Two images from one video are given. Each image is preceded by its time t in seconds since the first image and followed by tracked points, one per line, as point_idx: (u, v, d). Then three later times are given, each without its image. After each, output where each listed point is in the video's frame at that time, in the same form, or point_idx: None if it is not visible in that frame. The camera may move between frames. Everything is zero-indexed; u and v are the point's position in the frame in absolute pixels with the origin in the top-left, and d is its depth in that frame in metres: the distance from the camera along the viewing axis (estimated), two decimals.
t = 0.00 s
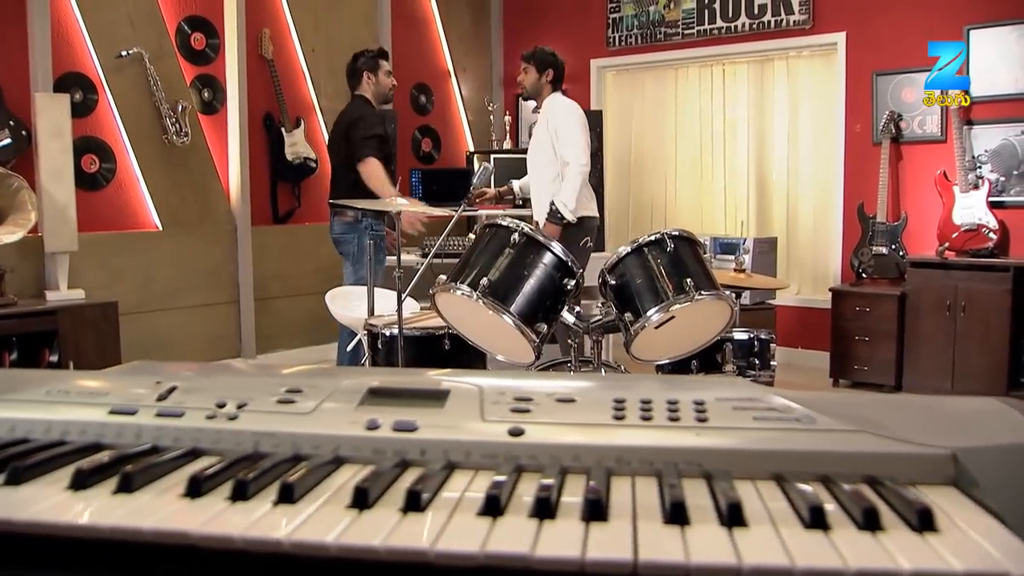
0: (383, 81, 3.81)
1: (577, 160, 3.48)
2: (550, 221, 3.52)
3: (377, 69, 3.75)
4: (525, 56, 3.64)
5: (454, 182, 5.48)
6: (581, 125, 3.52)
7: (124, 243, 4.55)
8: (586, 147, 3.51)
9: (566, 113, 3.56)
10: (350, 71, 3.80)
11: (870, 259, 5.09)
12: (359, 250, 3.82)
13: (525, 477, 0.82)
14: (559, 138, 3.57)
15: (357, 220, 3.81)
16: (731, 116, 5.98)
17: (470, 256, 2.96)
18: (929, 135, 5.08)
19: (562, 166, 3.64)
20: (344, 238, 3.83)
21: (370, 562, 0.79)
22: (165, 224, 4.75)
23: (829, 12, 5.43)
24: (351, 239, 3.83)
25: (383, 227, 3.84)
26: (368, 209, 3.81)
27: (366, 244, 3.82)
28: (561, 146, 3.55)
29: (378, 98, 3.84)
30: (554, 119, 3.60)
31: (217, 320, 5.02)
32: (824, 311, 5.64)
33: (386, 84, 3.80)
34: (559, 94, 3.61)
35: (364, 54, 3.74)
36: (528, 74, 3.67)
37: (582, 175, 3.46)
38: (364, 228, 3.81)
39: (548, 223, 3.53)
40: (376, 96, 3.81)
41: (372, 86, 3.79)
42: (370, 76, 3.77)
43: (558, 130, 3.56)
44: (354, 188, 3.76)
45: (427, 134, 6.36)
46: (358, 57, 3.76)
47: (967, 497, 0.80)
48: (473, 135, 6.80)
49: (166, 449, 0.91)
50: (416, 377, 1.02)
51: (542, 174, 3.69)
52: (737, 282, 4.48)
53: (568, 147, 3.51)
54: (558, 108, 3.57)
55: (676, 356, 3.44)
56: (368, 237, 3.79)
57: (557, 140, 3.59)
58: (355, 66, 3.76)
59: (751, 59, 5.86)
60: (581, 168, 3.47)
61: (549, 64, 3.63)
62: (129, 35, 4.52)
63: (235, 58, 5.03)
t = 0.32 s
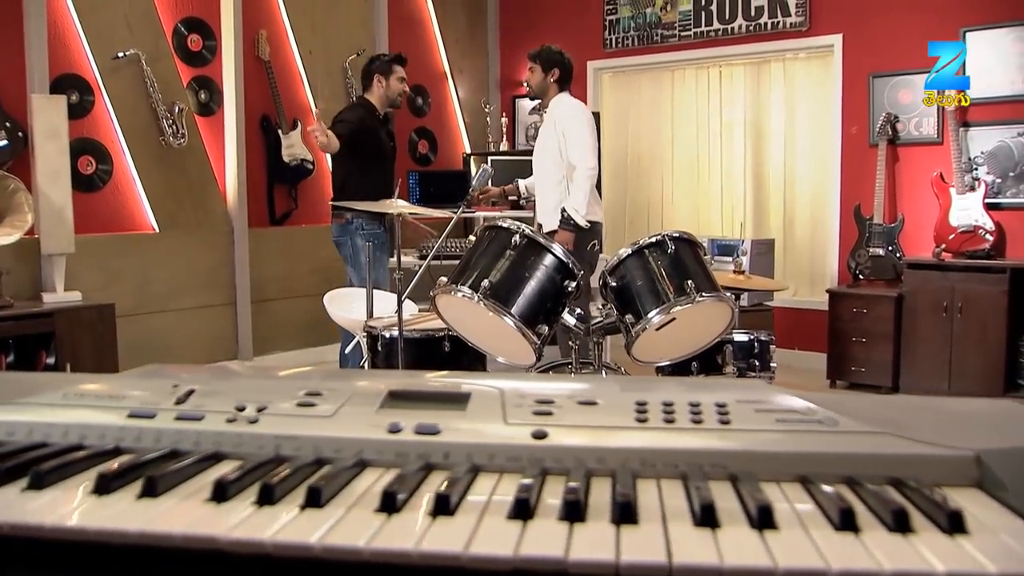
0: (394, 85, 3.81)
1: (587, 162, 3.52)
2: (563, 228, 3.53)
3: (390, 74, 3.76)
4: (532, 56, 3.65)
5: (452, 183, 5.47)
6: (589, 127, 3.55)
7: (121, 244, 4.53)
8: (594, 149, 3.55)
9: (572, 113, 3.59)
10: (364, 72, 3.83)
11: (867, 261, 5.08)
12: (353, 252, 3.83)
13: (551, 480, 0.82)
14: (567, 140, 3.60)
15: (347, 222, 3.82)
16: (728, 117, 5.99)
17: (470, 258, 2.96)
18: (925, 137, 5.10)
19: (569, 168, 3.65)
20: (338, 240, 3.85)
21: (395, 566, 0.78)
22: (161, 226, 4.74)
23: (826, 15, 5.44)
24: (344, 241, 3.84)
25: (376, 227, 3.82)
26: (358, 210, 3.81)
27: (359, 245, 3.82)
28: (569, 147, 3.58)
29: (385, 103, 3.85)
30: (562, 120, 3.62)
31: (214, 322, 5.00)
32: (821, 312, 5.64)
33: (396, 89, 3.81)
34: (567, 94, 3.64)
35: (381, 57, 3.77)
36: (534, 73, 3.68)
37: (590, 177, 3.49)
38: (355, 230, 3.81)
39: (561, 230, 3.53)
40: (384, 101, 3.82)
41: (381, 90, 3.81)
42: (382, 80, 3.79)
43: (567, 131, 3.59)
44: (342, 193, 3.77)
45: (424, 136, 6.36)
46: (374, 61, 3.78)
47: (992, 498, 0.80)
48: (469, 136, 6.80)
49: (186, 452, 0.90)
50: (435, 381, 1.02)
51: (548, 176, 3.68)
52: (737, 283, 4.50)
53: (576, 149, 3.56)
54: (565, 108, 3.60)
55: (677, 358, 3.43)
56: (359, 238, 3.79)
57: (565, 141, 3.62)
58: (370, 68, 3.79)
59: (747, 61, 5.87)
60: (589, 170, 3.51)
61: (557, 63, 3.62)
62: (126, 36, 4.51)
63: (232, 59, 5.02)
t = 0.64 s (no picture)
0: (395, 84, 3.81)
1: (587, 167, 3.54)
2: (570, 236, 3.45)
3: (389, 73, 3.76)
4: (534, 56, 3.65)
5: (450, 185, 5.47)
6: (590, 131, 3.56)
7: (117, 247, 4.52)
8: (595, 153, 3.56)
9: (573, 117, 3.59)
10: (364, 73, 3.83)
11: (864, 263, 5.10)
12: (359, 254, 3.83)
13: (577, 483, 0.82)
14: (568, 143, 3.60)
15: (354, 223, 3.82)
16: (725, 120, 5.99)
17: (470, 261, 2.95)
18: (922, 139, 5.11)
19: (569, 173, 3.67)
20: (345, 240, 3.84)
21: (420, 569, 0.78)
22: (158, 228, 4.72)
23: (823, 17, 5.44)
24: (350, 242, 3.84)
25: (384, 230, 3.85)
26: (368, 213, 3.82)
27: (365, 247, 3.83)
28: (569, 151, 3.58)
29: (389, 103, 3.85)
30: (563, 123, 3.62)
31: (211, 325, 4.99)
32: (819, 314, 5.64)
33: (397, 87, 3.80)
34: (568, 95, 3.63)
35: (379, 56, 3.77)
36: (536, 74, 3.68)
37: (591, 183, 3.51)
38: (363, 232, 3.81)
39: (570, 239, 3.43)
40: (387, 100, 3.81)
41: (383, 89, 3.81)
42: (382, 79, 3.79)
43: (567, 135, 3.59)
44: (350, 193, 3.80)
45: (421, 138, 6.36)
46: (372, 60, 3.79)
47: (1017, 498, 0.80)
48: (466, 138, 6.79)
49: (206, 457, 0.90)
50: (455, 384, 1.02)
51: (547, 180, 3.70)
52: (736, 284, 4.51)
53: (576, 151, 3.57)
54: (565, 112, 3.60)
55: (677, 359, 3.43)
56: (367, 241, 3.80)
57: (565, 145, 3.62)
58: (370, 68, 3.79)
59: (744, 63, 5.87)
60: (589, 175, 3.52)
61: (559, 64, 3.63)
62: (122, 38, 4.49)
63: (229, 60, 5.00)
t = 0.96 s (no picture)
0: (397, 85, 3.82)
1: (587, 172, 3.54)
2: (564, 241, 3.63)
3: (391, 74, 3.77)
4: (536, 58, 3.65)
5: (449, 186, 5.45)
6: (590, 135, 3.56)
7: (115, 249, 4.50)
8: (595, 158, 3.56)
9: (574, 121, 3.58)
10: (364, 74, 3.82)
11: (862, 265, 5.10)
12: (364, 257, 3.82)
13: (608, 486, 0.82)
14: (568, 146, 3.59)
15: (361, 226, 3.81)
16: (723, 122, 5.98)
17: (473, 263, 2.95)
18: (920, 141, 5.12)
19: (568, 176, 3.67)
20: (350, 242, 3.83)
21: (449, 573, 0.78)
22: (156, 230, 4.71)
23: (822, 19, 5.43)
24: (356, 245, 3.83)
25: (390, 234, 3.84)
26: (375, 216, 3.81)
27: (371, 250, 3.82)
28: (569, 155, 3.57)
29: (390, 103, 3.86)
30: (564, 125, 3.61)
31: (209, 327, 4.98)
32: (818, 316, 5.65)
33: (399, 89, 3.81)
34: (571, 98, 3.62)
35: (378, 57, 3.75)
36: (539, 76, 3.68)
37: (588, 188, 3.51)
38: (369, 235, 3.81)
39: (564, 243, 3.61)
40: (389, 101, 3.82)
41: (385, 91, 3.81)
42: (383, 81, 3.79)
43: (567, 138, 3.58)
44: (355, 195, 3.80)
45: (419, 140, 6.36)
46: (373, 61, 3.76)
47: None
48: (464, 140, 6.79)
49: (232, 460, 0.89)
50: (477, 387, 1.01)
51: (546, 181, 3.70)
52: (737, 286, 4.52)
53: (575, 156, 3.57)
54: (566, 116, 3.58)
55: (679, 362, 3.42)
56: (373, 244, 3.80)
57: (565, 147, 3.62)
58: (370, 70, 3.78)
59: (742, 66, 5.87)
60: (587, 180, 3.52)
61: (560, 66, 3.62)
62: (120, 40, 4.48)
63: (227, 62, 4.99)
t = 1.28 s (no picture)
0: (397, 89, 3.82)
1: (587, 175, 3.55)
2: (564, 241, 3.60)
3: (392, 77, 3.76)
4: (536, 61, 3.65)
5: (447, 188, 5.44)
6: (590, 137, 3.56)
7: (113, 251, 4.49)
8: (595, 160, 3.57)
9: (574, 124, 3.59)
10: (364, 77, 3.81)
11: (859, 267, 5.10)
12: (359, 259, 3.80)
13: (641, 489, 0.82)
14: (568, 148, 3.60)
15: (355, 228, 3.81)
16: (720, 124, 5.99)
17: (475, 265, 2.94)
18: (917, 143, 5.13)
19: (568, 177, 3.68)
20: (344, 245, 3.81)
21: None
22: (153, 232, 4.70)
23: (819, 21, 5.45)
24: (351, 248, 3.81)
25: (383, 236, 3.85)
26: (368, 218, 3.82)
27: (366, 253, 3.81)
28: (569, 156, 3.59)
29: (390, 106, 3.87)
30: (564, 127, 3.61)
31: (206, 328, 4.96)
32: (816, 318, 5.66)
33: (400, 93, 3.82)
34: (570, 101, 3.63)
35: (379, 59, 3.72)
36: (538, 79, 3.68)
37: (588, 190, 3.51)
38: (364, 237, 3.80)
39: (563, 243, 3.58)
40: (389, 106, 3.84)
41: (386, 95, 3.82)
42: (385, 86, 3.79)
43: (567, 140, 3.59)
44: (355, 197, 3.83)
45: (416, 142, 6.34)
46: (374, 64, 3.73)
47: None
48: (461, 142, 6.79)
49: (260, 463, 0.89)
50: (501, 390, 1.01)
51: (546, 185, 3.69)
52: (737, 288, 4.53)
53: (576, 158, 3.58)
54: (566, 118, 3.59)
55: (681, 364, 3.42)
56: (368, 245, 3.79)
57: (565, 150, 3.62)
58: (370, 74, 3.76)
59: (739, 68, 5.88)
60: (587, 182, 3.52)
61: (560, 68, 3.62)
62: (117, 41, 4.47)
63: (224, 63, 4.98)
